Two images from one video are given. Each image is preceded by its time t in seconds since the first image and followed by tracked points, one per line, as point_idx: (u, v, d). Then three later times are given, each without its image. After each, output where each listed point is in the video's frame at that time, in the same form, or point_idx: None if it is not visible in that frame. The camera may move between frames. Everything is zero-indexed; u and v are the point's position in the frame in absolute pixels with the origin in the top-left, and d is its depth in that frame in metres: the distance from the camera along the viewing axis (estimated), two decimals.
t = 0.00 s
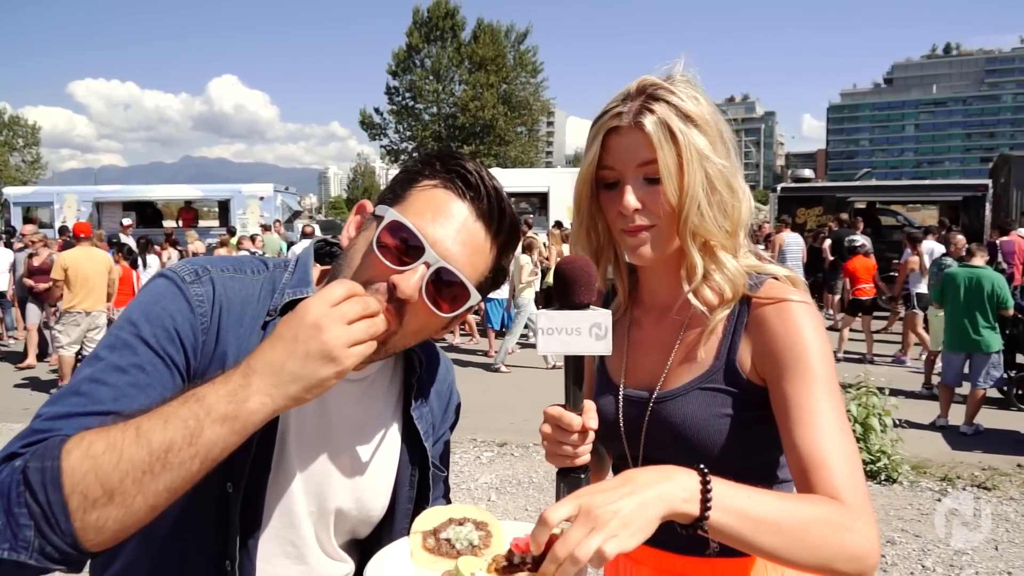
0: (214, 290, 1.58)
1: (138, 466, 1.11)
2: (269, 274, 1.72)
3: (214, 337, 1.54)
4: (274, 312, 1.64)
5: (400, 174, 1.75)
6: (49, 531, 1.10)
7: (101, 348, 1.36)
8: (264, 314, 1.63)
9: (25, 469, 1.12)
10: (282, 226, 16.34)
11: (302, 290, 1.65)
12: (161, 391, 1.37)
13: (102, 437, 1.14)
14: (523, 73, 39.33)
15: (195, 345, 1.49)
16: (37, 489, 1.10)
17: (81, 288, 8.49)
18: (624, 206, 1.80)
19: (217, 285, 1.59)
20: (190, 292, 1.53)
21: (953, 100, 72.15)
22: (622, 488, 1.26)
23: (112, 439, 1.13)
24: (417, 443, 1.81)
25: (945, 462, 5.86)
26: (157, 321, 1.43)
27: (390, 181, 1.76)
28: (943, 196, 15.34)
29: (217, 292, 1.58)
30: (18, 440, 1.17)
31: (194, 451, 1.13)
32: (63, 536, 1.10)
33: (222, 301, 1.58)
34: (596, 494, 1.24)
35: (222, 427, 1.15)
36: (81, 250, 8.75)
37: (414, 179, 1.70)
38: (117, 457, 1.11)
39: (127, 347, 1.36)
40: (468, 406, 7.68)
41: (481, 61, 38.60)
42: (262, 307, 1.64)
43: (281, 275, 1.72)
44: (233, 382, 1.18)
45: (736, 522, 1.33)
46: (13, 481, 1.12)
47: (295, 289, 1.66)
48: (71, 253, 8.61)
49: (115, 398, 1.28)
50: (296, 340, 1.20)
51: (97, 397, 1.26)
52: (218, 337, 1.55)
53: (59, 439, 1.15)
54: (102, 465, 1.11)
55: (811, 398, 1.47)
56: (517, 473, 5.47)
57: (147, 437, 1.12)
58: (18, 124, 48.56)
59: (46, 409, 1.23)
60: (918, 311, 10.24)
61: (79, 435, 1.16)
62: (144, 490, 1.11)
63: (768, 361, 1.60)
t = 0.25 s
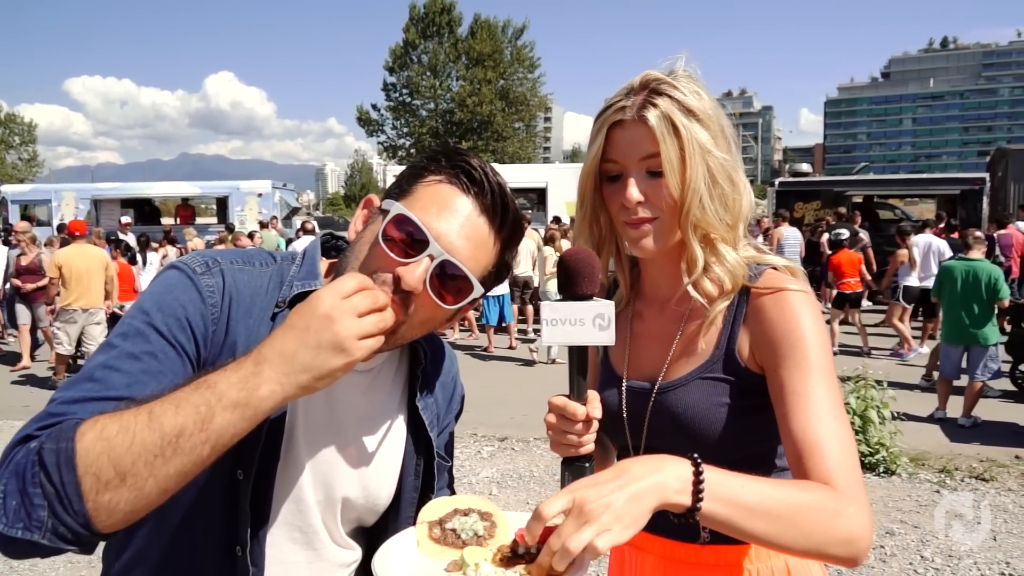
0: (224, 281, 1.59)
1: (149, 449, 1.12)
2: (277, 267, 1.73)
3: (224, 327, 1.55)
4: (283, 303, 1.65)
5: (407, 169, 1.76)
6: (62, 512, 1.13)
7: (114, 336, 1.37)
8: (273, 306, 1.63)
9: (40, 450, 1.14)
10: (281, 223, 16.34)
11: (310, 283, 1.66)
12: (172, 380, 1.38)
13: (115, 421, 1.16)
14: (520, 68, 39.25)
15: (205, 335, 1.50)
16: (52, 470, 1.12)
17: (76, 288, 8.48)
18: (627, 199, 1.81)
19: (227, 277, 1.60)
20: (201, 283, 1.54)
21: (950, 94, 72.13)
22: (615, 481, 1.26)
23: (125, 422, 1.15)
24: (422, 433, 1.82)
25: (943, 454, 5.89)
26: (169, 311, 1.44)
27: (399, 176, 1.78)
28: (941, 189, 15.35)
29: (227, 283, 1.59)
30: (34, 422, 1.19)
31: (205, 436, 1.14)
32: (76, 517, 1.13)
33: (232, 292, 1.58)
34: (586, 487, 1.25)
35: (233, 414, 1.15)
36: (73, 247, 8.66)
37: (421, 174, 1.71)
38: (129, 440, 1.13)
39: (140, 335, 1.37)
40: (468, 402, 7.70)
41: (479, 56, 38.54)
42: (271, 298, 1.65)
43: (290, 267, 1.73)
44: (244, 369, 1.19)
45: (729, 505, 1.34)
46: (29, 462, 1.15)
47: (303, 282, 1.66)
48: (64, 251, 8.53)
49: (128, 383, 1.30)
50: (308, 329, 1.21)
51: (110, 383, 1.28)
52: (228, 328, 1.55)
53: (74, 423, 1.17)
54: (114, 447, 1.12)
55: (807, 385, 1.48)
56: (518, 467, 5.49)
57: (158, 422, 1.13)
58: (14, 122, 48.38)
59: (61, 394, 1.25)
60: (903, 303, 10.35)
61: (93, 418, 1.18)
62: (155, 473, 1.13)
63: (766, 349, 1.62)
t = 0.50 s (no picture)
0: (239, 279, 1.60)
1: (169, 443, 1.13)
2: (289, 265, 1.74)
3: (239, 324, 1.56)
4: (296, 301, 1.66)
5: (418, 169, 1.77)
6: (85, 505, 1.14)
7: (132, 333, 1.38)
8: (287, 303, 1.64)
9: (63, 445, 1.16)
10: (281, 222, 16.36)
11: (324, 281, 1.67)
12: (189, 375, 1.40)
13: (135, 416, 1.17)
14: (520, 66, 39.23)
15: (220, 332, 1.51)
16: (75, 464, 1.14)
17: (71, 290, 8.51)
18: (633, 195, 1.82)
19: (242, 275, 1.61)
20: (217, 281, 1.55)
21: (950, 90, 72.08)
22: (615, 481, 1.28)
23: (145, 417, 1.16)
24: (431, 428, 1.84)
25: (945, 449, 5.90)
26: (186, 308, 1.45)
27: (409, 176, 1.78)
28: (941, 185, 15.36)
29: (242, 281, 1.60)
30: (55, 417, 1.21)
31: (224, 430, 1.16)
32: (98, 510, 1.14)
33: (247, 289, 1.60)
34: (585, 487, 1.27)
35: (252, 410, 1.17)
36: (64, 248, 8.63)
37: (431, 173, 1.72)
38: (149, 435, 1.14)
39: (159, 332, 1.39)
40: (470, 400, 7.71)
41: (478, 55, 38.53)
42: (284, 295, 1.66)
43: (302, 265, 1.74)
44: (262, 364, 1.20)
45: (729, 498, 1.35)
46: (52, 457, 1.17)
47: (316, 280, 1.68)
48: (56, 252, 8.49)
49: (147, 379, 1.31)
50: (323, 325, 1.22)
51: (130, 378, 1.29)
52: (243, 326, 1.56)
53: (94, 418, 1.19)
54: (135, 442, 1.13)
55: (810, 378, 1.48)
56: (521, 464, 5.51)
57: (178, 417, 1.14)
58: (13, 121, 48.35)
59: (81, 389, 1.26)
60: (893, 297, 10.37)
61: (114, 413, 1.20)
62: (175, 467, 1.14)
63: (769, 342, 1.62)
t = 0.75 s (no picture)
0: (252, 277, 1.61)
1: (182, 436, 1.14)
2: (300, 263, 1.74)
3: (251, 322, 1.57)
4: (308, 298, 1.66)
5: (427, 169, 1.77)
6: (98, 498, 1.15)
7: (146, 330, 1.39)
8: (298, 301, 1.65)
9: (77, 438, 1.17)
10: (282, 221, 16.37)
11: (334, 279, 1.68)
12: (202, 372, 1.40)
13: (149, 409, 1.18)
14: (519, 65, 39.21)
15: (233, 330, 1.52)
16: (88, 457, 1.15)
17: (62, 290, 8.52)
18: (639, 191, 1.83)
19: (254, 273, 1.62)
20: (230, 279, 1.56)
21: (950, 86, 72.00)
22: (626, 464, 1.30)
23: (158, 410, 1.16)
24: (440, 424, 1.85)
25: (947, 445, 5.90)
26: (199, 305, 1.46)
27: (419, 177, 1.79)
28: (942, 181, 15.34)
29: (254, 279, 1.61)
30: (69, 412, 1.22)
31: (237, 424, 1.16)
32: (112, 502, 1.15)
33: (259, 287, 1.60)
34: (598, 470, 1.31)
35: (265, 405, 1.17)
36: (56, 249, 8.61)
37: (440, 173, 1.73)
38: (162, 428, 1.14)
39: (173, 329, 1.39)
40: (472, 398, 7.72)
41: (478, 53, 38.50)
42: (296, 293, 1.66)
43: (314, 263, 1.74)
44: (274, 360, 1.20)
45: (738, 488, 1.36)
46: (65, 449, 1.18)
47: (327, 278, 1.68)
48: (47, 253, 8.47)
49: (160, 374, 1.32)
50: (336, 323, 1.22)
51: (144, 374, 1.30)
52: (256, 323, 1.57)
53: (108, 411, 1.20)
54: (149, 435, 1.14)
55: (817, 373, 1.49)
56: (523, 461, 5.52)
57: (191, 411, 1.15)
58: (13, 123, 48.33)
59: (96, 384, 1.27)
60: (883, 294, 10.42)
61: (128, 407, 1.20)
62: (188, 460, 1.15)
63: (775, 337, 1.63)
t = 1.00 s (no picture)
0: (255, 283, 1.61)
1: (187, 448, 1.14)
2: (303, 267, 1.75)
3: (255, 327, 1.57)
4: (311, 303, 1.67)
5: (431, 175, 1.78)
6: (103, 509, 1.15)
7: (149, 336, 1.39)
8: (302, 306, 1.65)
9: (82, 449, 1.17)
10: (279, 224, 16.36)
11: (338, 284, 1.69)
12: (207, 378, 1.41)
13: (154, 420, 1.18)
14: (517, 68, 39.28)
15: (237, 335, 1.52)
16: (93, 468, 1.15)
17: (54, 292, 8.48)
18: (642, 195, 1.83)
19: (257, 279, 1.62)
20: (233, 285, 1.56)
21: (946, 90, 72.28)
22: (626, 461, 1.31)
23: (163, 422, 1.17)
24: (442, 428, 1.86)
25: (943, 448, 5.92)
26: (202, 311, 1.46)
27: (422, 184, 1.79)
28: (938, 185, 15.39)
29: (257, 285, 1.61)
30: (74, 421, 1.21)
31: (242, 437, 1.16)
32: (117, 514, 1.15)
33: (263, 293, 1.61)
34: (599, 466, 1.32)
35: (270, 418, 1.17)
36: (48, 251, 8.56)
37: (444, 179, 1.73)
38: (167, 441, 1.14)
39: (177, 335, 1.39)
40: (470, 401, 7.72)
41: (475, 56, 38.56)
42: (299, 298, 1.67)
43: (317, 267, 1.75)
44: (279, 373, 1.20)
45: (738, 490, 1.37)
46: (72, 459, 1.18)
47: (331, 283, 1.69)
48: (39, 255, 8.44)
49: (165, 382, 1.32)
50: (342, 337, 1.22)
51: (149, 381, 1.30)
52: (259, 329, 1.58)
53: (113, 422, 1.19)
54: (154, 448, 1.14)
55: (819, 378, 1.49)
56: (522, 464, 5.52)
57: (196, 424, 1.15)
58: (10, 125, 48.24)
59: (101, 392, 1.27)
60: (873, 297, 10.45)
61: (133, 417, 1.21)
62: (192, 473, 1.15)
63: (777, 341, 1.63)
